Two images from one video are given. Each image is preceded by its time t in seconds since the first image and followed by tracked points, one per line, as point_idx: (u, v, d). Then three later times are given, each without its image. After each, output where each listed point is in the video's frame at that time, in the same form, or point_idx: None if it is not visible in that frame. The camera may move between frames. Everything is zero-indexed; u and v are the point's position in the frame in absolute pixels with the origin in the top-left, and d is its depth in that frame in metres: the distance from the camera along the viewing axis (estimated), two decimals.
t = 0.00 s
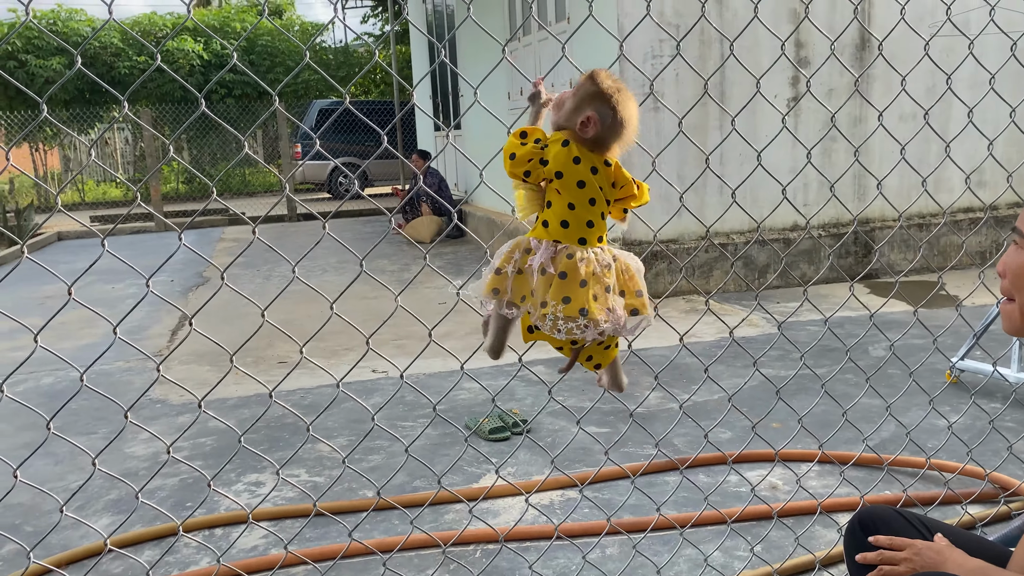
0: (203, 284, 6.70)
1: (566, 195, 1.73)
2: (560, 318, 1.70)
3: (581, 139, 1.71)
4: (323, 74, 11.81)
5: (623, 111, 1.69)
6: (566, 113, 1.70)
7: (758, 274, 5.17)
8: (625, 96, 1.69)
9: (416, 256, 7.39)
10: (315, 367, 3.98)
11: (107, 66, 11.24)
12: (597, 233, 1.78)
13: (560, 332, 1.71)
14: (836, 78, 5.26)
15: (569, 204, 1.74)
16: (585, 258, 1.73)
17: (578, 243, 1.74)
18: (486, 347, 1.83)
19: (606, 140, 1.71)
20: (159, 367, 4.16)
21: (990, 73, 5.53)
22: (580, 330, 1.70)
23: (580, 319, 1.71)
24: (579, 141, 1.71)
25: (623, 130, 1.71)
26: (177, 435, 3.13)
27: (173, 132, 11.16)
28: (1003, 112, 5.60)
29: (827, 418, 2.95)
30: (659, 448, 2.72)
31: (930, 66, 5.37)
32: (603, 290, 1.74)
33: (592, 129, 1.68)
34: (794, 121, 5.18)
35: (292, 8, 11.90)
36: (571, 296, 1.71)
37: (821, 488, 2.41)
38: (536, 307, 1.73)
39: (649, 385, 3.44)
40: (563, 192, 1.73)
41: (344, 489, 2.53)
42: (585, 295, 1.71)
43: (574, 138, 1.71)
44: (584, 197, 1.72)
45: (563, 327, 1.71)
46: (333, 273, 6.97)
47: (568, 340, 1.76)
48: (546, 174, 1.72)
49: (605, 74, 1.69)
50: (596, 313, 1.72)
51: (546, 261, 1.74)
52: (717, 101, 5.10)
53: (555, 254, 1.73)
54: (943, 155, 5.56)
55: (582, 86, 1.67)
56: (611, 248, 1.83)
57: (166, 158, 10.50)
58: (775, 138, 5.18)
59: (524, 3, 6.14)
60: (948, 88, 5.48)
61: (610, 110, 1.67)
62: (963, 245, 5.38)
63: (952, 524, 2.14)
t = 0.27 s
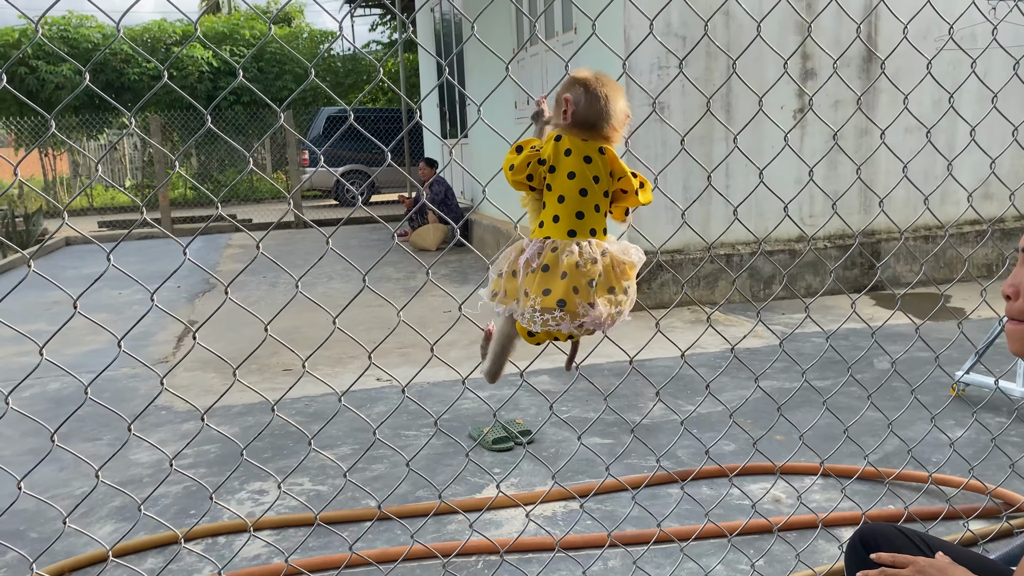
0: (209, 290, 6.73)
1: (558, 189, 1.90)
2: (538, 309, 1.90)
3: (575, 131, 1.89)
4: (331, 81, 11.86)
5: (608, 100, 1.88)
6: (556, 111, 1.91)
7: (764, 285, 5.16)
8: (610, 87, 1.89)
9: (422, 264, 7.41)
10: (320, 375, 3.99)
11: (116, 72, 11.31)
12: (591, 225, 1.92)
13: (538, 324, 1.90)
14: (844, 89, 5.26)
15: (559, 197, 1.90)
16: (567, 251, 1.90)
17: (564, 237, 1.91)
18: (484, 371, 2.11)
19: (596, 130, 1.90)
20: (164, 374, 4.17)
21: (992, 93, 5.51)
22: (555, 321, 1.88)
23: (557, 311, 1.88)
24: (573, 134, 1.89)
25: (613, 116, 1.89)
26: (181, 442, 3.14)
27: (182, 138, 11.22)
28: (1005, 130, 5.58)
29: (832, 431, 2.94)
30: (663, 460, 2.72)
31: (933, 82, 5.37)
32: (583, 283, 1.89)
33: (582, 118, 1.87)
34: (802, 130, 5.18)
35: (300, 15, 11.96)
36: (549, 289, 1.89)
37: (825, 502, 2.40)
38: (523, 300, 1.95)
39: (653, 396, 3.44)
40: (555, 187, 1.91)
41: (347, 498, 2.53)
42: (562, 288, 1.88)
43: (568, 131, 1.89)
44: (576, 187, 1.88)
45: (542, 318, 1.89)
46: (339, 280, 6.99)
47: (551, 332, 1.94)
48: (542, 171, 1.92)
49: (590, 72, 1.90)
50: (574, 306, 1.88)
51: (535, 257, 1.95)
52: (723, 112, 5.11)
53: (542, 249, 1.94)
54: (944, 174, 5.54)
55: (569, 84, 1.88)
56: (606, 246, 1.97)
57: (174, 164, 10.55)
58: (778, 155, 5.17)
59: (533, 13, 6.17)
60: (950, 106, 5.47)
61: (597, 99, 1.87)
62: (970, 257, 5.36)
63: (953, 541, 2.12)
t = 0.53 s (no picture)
0: (208, 297, 6.73)
1: (560, 197, 1.94)
2: (559, 319, 1.89)
3: (568, 139, 1.95)
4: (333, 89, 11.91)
5: (596, 106, 1.93)
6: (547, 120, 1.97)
7: (762, 296, 5.17)
8: (597, 92, 1.94)
9: (422, 273, 7.41)
10: (318, 385, 3.99)
11: (119, 78, 11.34)
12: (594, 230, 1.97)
13: (558, 333, 1.89)
14: (843, 101, 5.29)
15: (564, 206, 1.95)
16: (581, 261, 1.92)
17: (572, 246, 1.94)
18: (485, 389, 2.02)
19: (589, 136, 1.95)
20: (163, 382, 4.17)
21: (984, 116, 5.54)
22: (578, 330, 1.89)
23: (579, 318, 1.89)
24: (567, 143, 1.95)
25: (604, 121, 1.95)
26: (179, 451, 3.14)
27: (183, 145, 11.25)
28: (995, 152, 5.60)
29: (830, 444, 2.94)
30: (660, 473, 2.71)
31: (927, 99, 5.39)
32: (597, 290, 1.93)
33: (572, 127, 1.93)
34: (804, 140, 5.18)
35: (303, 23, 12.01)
36: (568, 298, 1.89)
37: (820, 516, 2.40)
38: (537, 311, 1.92)
39: (651, 408, 3.44)
40: (557, 197, 1.95)
41: (344, 510, 2.53)
42: (580, 297, 1.90)
43: (562, 140, 1.95)
44: (578, 196, 1.93)
45: (563, 328, 1.89)
46: (339, 288, 7.00)
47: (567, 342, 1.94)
48: (543, 182, 1.95)
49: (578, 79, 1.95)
50: (593, 313, 1.91)
51: (545, 267, 1.93)
52: (721, 126, 5.13)
53: (552, 260, 1.93)
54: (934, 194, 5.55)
55: (556, 94, 1.93)
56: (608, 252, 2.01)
57: (175, 170, 10.57)
58: (769, 178, 5.19)
59: (534, 23, 6.21)
60: (940, 129, 5.50)
61: (587, 107, 1.92)
62: (970, 270, 5.37)
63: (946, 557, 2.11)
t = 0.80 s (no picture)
0: (203, 301, 6.72)
1: (570, 177, 1.83)
2: (581, 300, 1.80)
3: (580, 117, 1.84)
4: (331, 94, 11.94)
5: (618, 85, 1.82)
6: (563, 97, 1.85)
7: (757, 303, 5.19)
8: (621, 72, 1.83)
9: (418, 278, 7.42)
10: (312, 390, 3.98)
11: (116, 82, 11.36)
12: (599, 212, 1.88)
13: (580, 313, 1.80)
14: (838, 110, 5.31)
15: (572, 185, 1.84)
16: (595, 239, 1.83)
17: (583, 225, 1.83)
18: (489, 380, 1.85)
19: (603, 116, 1.85)
20: (157, 386, 4.16)
21: (977, 126, 5.58)
22: (602, 308, 1.80)
23: (600, 297, 1.81)
24: (578, 121, 1.84)
25: (625, 105, 1.85)
26: (172, 456, 3.13)
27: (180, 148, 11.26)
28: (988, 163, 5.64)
29: (824, 452, 2.95)
30: (654, 480, 2.72)
31: (920, 111, 5.42)
32: (612, 270, 1.85)
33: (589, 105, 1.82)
34: (800, 147, 5.21)
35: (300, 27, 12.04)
36: (587, 278, 1.79)
37: (813, 525, 2.40)
38: (553, 293, 1.80)
39: (646, 415, 3.44)
40: (565, 176, 1.83)
41: (337, 516, 2.52)
42: (599, 276, 1.81)
43: (575, 118, 1.84)
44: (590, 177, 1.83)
45: (583, 308, 1.80)
46: (335, 293, 7.00)
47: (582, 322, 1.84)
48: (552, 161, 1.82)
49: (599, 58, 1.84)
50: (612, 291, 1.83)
51: (556, 248, 1.81)
52: (716, 136, 5.15)
53: (564, 240, 1.82)
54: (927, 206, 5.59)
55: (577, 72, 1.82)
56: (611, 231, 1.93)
57: (171, 173, 10.57)
58: (764, 189, 5.22)
59: (532, 30, 6.23)
60: (933, 141, 5.53)
61: (610, 87, 1.81)
62: (963, 278, 5.40)
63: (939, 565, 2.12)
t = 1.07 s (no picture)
0: (196, 305, 6.70)
1: (568, 165, 1.94)
2: (565, 280, 1.89)
3: (584, 109, 1.96)
4: (326, 96, 11.92)
5: (620, 83, 1.95)
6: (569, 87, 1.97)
7: (751, 309, 5.20)
8: (626, 72, 1.96)
9: (412, 282, 7.40)
10: (305, 394, 3.97)
11: (111, 83, 11.34)
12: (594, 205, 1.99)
13: (564, 295, 1.89)
14: (833, 117, 5.33)
15: (571, 174, 1.94)
16: (589, 226, 1.93)
17: (579, 213, 1.94)
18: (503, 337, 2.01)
19: (605, 111, 1.97)
20: (148, 390, 4.14)
21: (972, 136, 5.60)
22: (585, 292, 1.88)
23: (585, 282, 1.89)
24: (582, 113, 1.95)
25: (625, 99, 1.97)
26: (163, 460, 3.11)
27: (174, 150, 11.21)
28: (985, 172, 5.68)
29: (817, 460, 2.95)
30: (648, 487, 2.71)
31: (918, 121, 5.46)
32: (603, 259, 1.93)
33: (592, 97, 1.94)
34: (796, 155, 5.23)
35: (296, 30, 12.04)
36: (574, 261, 1.89)
37: (807, 533, 2.40)
38: (542, 272, 1.91)
39: (640, 421, 3.44)
40: (565, 164, 1.94)
41: (329, 522, 2.51)
42: (587, 261, 1.90)
43: (579, 110, 1.95)
44: (587, 166, 1.94)
45: (566, 290, 1.89)
46: (328, 297, 6.98)
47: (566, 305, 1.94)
48: (545, 142, 1.93)
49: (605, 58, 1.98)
50: (599, 279, 1.91)
51: (550, 230, 1.92)
52: (712, 143, 5.16)
53: (558, 223, 1.92)
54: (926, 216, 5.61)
55: (580, 69, 1.95)
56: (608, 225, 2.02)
57: (165, 175, 10.53)
58: (760, 197, 5.24)
59: (528, 35, 6.24)
60: (932, 149, 5.57)
61: (610, 83, 1.94)
62: (957, 286, 5.42)
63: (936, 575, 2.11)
